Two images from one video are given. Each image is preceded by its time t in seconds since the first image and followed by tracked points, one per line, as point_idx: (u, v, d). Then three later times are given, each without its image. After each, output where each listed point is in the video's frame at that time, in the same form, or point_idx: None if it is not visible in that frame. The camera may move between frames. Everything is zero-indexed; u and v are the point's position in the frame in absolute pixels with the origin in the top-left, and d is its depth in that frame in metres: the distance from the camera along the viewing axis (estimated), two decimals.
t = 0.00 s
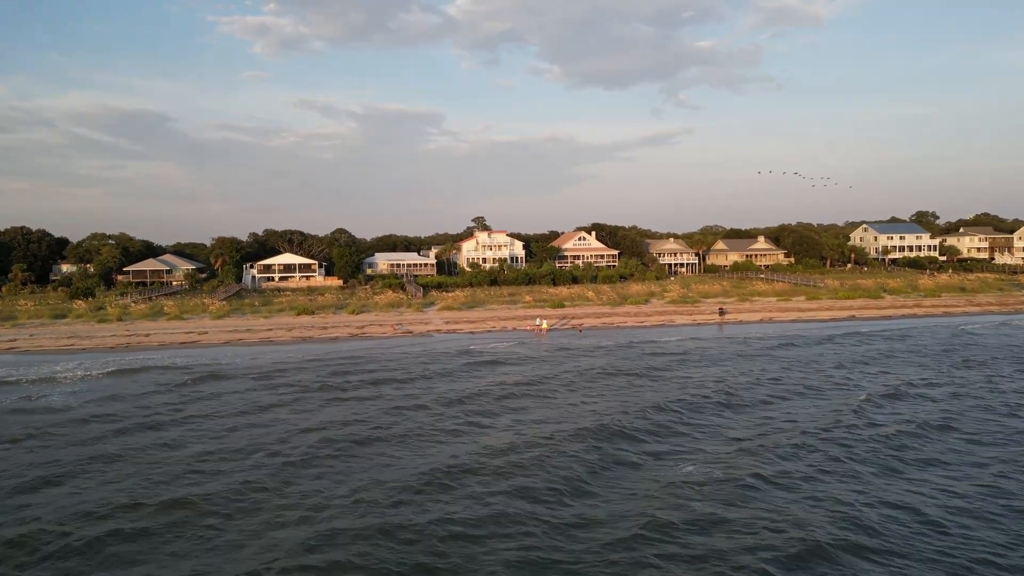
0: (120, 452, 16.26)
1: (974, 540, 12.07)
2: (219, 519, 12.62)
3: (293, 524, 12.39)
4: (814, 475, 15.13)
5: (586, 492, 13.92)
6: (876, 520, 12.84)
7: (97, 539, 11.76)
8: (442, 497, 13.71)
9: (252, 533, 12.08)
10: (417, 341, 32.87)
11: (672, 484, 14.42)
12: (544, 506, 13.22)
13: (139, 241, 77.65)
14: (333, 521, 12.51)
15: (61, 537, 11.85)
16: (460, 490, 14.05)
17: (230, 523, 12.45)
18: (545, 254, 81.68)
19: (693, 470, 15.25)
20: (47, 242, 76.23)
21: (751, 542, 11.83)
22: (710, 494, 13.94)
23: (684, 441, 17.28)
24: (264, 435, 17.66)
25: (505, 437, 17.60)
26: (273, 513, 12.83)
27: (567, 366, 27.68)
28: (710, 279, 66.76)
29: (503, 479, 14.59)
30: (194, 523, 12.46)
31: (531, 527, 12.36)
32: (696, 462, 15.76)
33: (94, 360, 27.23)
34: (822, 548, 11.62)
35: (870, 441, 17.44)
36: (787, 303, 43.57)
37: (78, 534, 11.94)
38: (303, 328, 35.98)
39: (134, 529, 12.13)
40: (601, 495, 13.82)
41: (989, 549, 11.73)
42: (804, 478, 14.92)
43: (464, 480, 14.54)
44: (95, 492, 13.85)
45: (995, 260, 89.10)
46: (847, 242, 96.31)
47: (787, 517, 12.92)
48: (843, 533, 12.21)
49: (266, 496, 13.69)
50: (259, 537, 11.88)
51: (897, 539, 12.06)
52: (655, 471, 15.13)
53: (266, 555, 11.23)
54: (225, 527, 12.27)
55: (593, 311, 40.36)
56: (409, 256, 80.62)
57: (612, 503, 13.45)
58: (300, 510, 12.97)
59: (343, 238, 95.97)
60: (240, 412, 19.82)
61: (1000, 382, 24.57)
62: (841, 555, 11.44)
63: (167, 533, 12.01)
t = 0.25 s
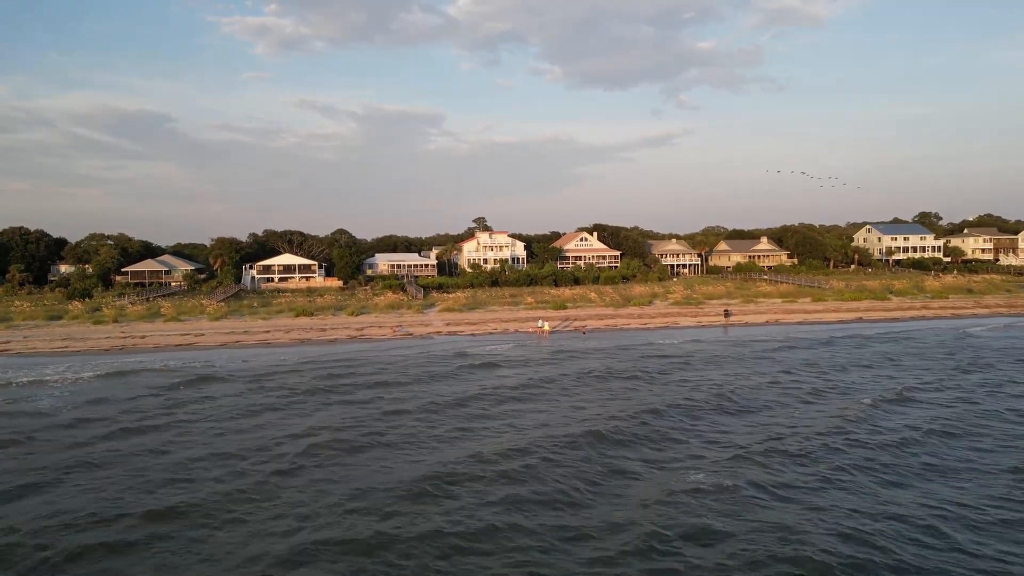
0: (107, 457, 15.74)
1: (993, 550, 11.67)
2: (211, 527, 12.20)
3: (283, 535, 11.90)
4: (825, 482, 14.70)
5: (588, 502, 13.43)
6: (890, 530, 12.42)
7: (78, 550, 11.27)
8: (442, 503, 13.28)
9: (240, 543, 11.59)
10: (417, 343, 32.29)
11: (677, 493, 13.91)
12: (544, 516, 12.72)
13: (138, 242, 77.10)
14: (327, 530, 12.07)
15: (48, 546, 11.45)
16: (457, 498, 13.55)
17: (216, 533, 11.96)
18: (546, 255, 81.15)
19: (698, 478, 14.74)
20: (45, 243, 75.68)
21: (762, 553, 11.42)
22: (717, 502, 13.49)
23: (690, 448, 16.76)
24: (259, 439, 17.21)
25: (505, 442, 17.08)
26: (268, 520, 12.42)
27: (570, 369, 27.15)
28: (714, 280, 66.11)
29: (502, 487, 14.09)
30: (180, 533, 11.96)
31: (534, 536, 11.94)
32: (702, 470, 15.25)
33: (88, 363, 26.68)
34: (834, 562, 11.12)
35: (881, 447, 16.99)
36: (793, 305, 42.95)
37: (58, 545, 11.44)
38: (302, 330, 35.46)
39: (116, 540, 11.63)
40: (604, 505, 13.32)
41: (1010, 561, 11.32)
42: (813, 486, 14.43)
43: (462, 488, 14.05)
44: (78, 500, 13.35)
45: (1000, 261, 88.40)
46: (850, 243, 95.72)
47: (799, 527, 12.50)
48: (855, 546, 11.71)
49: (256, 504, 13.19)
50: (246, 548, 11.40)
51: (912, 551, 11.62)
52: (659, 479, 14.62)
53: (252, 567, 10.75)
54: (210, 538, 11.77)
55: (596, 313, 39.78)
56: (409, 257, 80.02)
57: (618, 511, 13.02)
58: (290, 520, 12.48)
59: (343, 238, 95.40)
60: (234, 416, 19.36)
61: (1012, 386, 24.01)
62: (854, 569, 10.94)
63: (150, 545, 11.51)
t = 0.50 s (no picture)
0: (90, 464, 15.13)
1: (1020, 569, 11.05)
2: (194, 541, 11.57)
3: (268, 547, 11.31)
4: (839, 494, 14.06)
5: (590, 514, 12.85)
6: (911, 547, 11.80)
7: (51, 565, 10.67)
8: (439, 516, 12.65)
9: (224, 556, 11.01)
10: (416, 346, 31.62)
11: (682, 503, 13.33)
12: (544, 529, 12.15)
13: (135, 242, 76.44)
14: (315, 542, 11.49)
15: (21, 561, 10.83)
16: (452, 508, 12.98)
17: (199, 546, 11.36)
18: (548, 256, 80.45)
19: (704, 488, 14.15)
20: (42, 244, 75.04)
21: (775, 571, 10.81)
22: (725, 513, 12.90)
23: (695, 456, 16.18)
24: (249, 446, 16.56)
25: (503, 449, 16.48)
26: (255, 533, 11.81)
27: (572, 373, 26.48)
28: (717, 281, 65.42)
29: (500, 498, 13.51)
30: (161, 546, 11.38)
31: (536, 552, 11.31)
32: (708, 479, 14.66)
33: (77, 366, 25.99)
34: None
35: (896, 457, 16.33)
36: (798, 306, 42.26)
37: (31, 559, 10.85)
38: (299, 332, 34.78)
39: (93, 553, 11.05)
40: (606, 516, 12.76)
41: None
42: (824, 498, 13.83)
43: (458, 498, 13.47)
44: (57, 509, 12.76)
45: (1004, 262, 87.63)
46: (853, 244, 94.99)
47: (814, 542, 11.88)
48: (870, 564, 11.13)
49: (243, 514, 12.60)
50: (229, 562, 10.82)
51: (930, 568, 11.05)
52: (663, 489, 14.04)
53: None
54: (192, 552, 11.18)
55: (598, 315, 39.08)
56: (409, 258, 79.37)
57: (623, 524, 12.39)
58: (277, 532, 11.89)
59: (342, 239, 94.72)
60: (224, 421, 18.71)
61: None
62: None
63: (128, 559, 10.93)
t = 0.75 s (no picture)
0: (74, 471, 14.64)
1: None
2: (179, 553, 11.05)
3: (254, 560, 10.82)
4: (854, 504, 13.52)
5: (590, 525, 12.36)
6: (924, 562, 11.30)
7: None
8: (437, 527, 12.13)
9: (207, 569, 10.53)
10: (416, 348, 31.08)
11: (685, 513, 12.84)
12: (542, 542, 11.65)
13: (134, 243, 75.94)
14: (303, 555, 11.00)
15: None
16: (447, 518, 12.48)
17: (181, 558, 10.88)
18: (549, 257, 79.86)
19: (709, 496, 13.67)
20: (40, 244, 74.54)
21: None
22: (730, 524, 12.41)
23: (699, 463, 15.68)
24: (241, 452, 16.03)
25: (501, 455, 16.00)
26: (241, 544, 11.32)
27: (575, 376, 25.90)
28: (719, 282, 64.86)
29: (497, 507, 13.02)
30: (141, 558, 10.90)
31: (533, 567, 10.82)
32: (713, 487, 14.16)
33: (69, 368, 25.47)
34: None
35: (911, 465, 15.77)
36: (803, 308, 41.66)
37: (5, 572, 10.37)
38: (296, 334, 34.23)
39: (70, 566, 10.57)
40: (607, 527, 12.26)
41: None
42: (833, 508, 13.34)
43: (453, 507, 12.99)
44: (36, 518, 12.29)
45: (1009, 263, 86.99)
46: (856, 245, 94.37)
47: (823, 556, 11.39)
48: None
49: (229, 523, 12.12)
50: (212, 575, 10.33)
51: None
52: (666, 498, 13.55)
53: None
54: (174, 565, 10.70)
55: (600, 317, 38.52)
56: (409, 258, 78.83)
57: (629, 536, 11.86)
58: (264, 542, 11.41)
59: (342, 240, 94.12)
60: (217, 426, 18.17)
61: None
62: None
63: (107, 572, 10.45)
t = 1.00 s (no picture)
0: (52, 480, 14.00)
1: None
2: (155, 570, 10.42)
3: None
4: (871, 517, 12.89)
5: (590, 539, 11.71)
6: None
7: None
8: (429, 542, 11.49)
9: None
10: (414, 350, 30.39)
11: (690, 527, 12.20)
12: (540, 559, 11.00)
13: (131, 243, 75.27)
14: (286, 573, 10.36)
15: None
16: (439, 532, 11.84)
17: None
18: (549, 257, 79.20)
19: (715, 509, 13.02)
20: (36, 244, 73.88)
21: None
22: (738, 539, 11.77)
23: (705, 472, 15.04)
24: (228, 459, 15.39)
25: (498, 464, 15.34)
26: (222, 561, 10.69)
27: (576, 380, 25.22)
28: (722, 283, 64.17)
29: (493, 520, 12.39)
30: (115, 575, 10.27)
31: None
32: (719, 499, 13.52)
33: (57, 371, 24.79)
34: None
35: (929, 476, 15.13)
36: (809, 309, 40.94)
37: None
38: (293, 336, 33.56)
39: None
40: (608, 541, 11.62)
41: None
42: (845, 522, 12.70)
43: (446, 520, 12.35)
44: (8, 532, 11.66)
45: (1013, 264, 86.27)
46: (859, 245, 93.71)
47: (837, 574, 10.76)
48: None
49: (210, 537, 11.48)
50: None
51: None
52: (671, 510, 12.91)
53: None
54: None
55: (602, 318, 37.82)
56: (409, 259, 78.13)
57: (632, 552, 11.23)
58: (246, 558, 10.77)
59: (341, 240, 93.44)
60: (206, 430, 17.58)
61: None
62: None
63: None
